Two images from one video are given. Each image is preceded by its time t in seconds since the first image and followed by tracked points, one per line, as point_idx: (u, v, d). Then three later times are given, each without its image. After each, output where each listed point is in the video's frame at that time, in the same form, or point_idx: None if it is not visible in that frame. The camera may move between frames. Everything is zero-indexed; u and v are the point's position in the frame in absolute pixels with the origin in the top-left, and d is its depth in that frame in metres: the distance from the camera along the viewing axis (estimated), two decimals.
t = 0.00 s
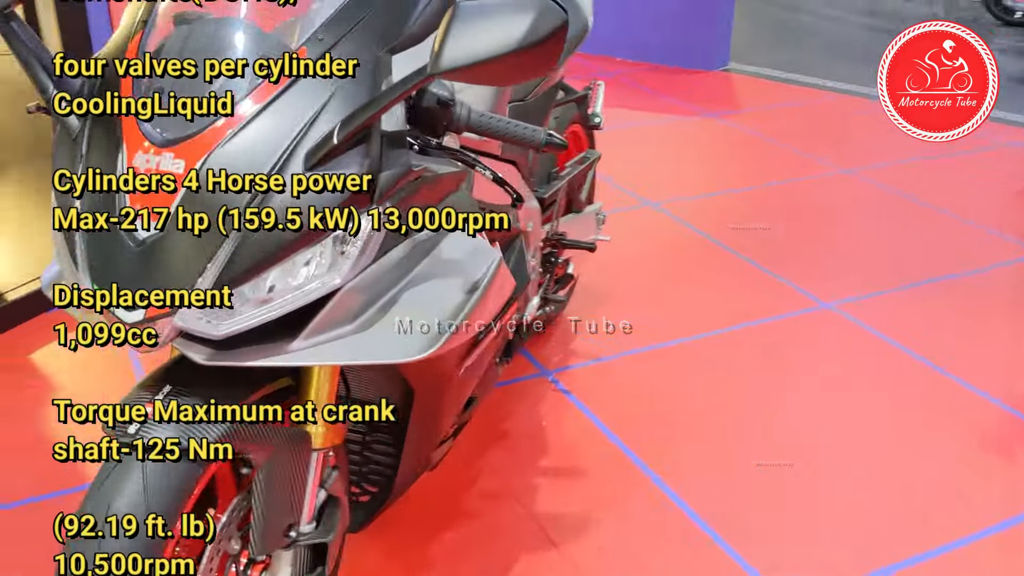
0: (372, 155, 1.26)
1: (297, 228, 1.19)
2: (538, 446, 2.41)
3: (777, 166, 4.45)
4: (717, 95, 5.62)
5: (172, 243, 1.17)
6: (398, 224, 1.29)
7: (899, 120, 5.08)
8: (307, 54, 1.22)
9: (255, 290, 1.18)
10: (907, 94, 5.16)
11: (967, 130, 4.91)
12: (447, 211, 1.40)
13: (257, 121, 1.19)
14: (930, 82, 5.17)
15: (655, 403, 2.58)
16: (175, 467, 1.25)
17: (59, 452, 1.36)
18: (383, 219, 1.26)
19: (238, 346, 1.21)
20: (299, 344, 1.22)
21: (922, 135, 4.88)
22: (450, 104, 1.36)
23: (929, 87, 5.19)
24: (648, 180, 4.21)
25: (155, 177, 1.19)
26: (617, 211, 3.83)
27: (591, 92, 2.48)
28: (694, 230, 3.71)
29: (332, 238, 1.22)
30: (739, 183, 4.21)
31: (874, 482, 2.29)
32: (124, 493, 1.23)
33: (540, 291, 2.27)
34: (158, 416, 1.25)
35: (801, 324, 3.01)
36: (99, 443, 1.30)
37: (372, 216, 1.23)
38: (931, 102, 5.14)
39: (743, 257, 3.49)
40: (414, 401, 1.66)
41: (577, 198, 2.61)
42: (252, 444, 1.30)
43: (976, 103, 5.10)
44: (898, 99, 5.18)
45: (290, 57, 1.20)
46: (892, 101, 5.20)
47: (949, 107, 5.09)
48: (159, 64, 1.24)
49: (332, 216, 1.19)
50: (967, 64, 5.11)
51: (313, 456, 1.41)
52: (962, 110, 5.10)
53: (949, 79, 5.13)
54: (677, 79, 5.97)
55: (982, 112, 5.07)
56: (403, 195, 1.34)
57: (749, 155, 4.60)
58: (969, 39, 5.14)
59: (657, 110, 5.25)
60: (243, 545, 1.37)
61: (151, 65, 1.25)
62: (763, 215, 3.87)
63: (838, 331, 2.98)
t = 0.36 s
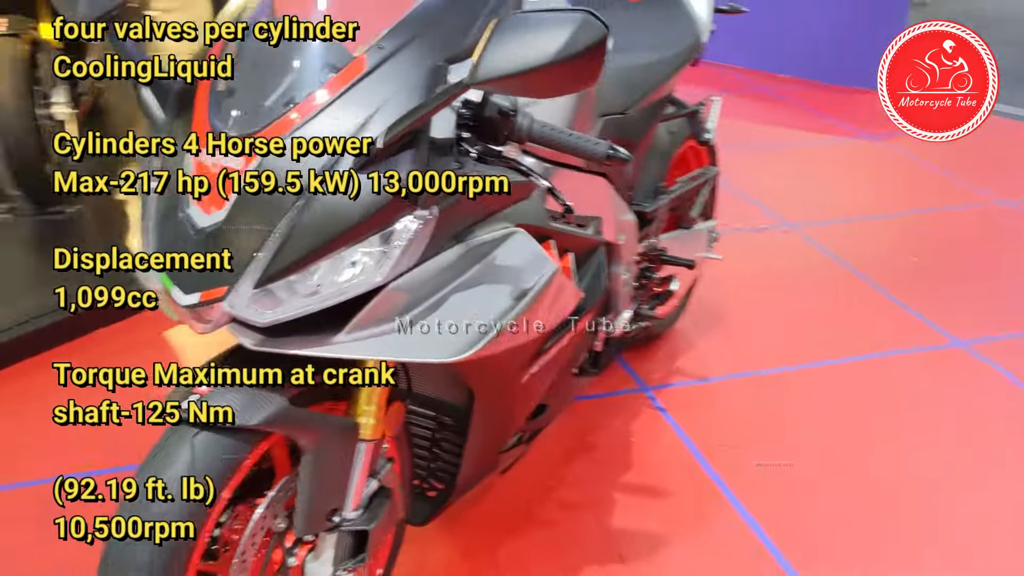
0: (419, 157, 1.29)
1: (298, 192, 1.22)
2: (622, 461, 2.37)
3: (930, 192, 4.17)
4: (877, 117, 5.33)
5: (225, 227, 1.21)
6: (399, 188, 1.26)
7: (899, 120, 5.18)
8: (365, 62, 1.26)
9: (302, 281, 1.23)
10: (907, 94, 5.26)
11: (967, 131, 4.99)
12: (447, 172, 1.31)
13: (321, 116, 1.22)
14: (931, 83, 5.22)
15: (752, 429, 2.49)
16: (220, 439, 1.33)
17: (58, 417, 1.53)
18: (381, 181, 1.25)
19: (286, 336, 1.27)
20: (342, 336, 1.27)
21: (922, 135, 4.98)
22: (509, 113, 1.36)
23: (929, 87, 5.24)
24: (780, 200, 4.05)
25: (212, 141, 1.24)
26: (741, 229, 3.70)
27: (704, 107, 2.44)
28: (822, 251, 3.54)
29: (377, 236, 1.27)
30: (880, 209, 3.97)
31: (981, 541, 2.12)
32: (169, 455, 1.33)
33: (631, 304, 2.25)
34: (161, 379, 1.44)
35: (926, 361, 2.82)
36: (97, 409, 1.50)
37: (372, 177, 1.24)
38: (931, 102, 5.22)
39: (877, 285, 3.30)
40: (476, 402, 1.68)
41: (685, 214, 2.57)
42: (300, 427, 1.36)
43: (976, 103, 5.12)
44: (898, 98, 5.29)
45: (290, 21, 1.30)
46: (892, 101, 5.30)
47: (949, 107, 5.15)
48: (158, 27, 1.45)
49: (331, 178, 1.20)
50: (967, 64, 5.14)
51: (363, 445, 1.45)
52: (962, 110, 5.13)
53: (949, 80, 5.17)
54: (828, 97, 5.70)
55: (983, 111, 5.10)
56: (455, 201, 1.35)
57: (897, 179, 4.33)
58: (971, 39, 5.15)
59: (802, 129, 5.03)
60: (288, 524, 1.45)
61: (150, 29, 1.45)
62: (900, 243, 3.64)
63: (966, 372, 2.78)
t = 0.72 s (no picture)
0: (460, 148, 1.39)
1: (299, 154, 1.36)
2: (693, 456, 2.39)
3: None
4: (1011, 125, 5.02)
5: (285, 203, 1.35)
6: (398, 152, 1.32)
7: (899, 120, 5.00)
8: (416, 60, 1.38)
9: (352, 257, 1.35)
10: (906, 94, 4.97)
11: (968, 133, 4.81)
12: (446, 138, 1.35)
13: (386, 98, 1.35)
14: (930, 83, 4.89)
15: (830, 438, 2.45)
16: (279, 397, 1.49)
17: (58, 379, 1.97)
18: (382, 145, 1.33)
19: (338, 307, 1.40)
20: (388, 309, 1.39)
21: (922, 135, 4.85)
22: (553, 111, 1.45)
23: (928, 87, 4.92)
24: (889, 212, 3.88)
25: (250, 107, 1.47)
26: (837, 241, 3.58)
27: (792, 111, 2.45)
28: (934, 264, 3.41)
29: (422, 217, 1.38)
30: (997, 224, 3.75)
31: None
32: (232, 409, 1.49)
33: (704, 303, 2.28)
34: (160, 344, 1.66)
35: None
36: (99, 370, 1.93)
37: (371, 142, 1.33)
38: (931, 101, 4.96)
39: (984, 300, 3.16)
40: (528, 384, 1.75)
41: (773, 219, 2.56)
42: (349, 391, 1.50)
43: (977, 103, 4.88)
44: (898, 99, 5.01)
45: None
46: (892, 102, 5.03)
47: (950, 107, 4.91)
48: None
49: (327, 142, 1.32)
50: (967, 64, 4.83)
51: (411, 413, 1.56)
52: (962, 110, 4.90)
53: (949, 79, 4.85)
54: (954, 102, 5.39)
55: (984, 112, 4.87)
56: (496, 188, 1.45)
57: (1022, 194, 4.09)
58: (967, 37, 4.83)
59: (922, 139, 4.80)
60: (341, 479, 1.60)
61: None
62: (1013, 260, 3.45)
63: None
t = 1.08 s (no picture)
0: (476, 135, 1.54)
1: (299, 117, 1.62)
2: (716, 438, 2.48)
3: None
4: None
5: (319, 184, 1.52)
6: (397, 116, 1.50)
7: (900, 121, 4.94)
8: (438, 57, 1.54)
9: (380, 233, 1.52)
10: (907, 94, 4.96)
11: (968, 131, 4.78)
12: (445, 103, 1.47)
13: (410, 91, 1.51)
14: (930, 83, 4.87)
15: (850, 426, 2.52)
16: (315, 359, 1.67)
17: (59, 342, 2.34)
18: (382, 110, 1.50)
19: (368, 278, 1.57)
20: (412, 282, 1.55)
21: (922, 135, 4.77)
22: (564, 102, 1.58)
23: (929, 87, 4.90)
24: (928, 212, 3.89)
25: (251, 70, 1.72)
26: (871, 239, 3.62)
27: (817, 109, 2.54)
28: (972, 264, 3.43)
29: (443, 198, 1.53)
30: None
31: None
32: (273, 370, 1.69)
33: (727, 291, 2.37)
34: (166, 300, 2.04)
35: None
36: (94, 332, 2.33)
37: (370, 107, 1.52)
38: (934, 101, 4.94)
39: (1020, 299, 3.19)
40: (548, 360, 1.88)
41: (802, 214, 2.64)
42: (378, 357, 1.66)
43: (977, 104, 4.88)
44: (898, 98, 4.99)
45: None
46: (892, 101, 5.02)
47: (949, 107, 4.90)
48: None
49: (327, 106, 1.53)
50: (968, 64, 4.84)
51: (435, 380, 1.71)
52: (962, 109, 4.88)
53: (949, 80, 4.85)
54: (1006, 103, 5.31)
55: (983, 112, 4.87)
56: (510, 173, 1.60)
57: None
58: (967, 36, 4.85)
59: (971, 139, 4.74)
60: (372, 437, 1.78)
61: None
62: None
63: None
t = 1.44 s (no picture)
0: (462, 110, 1.74)
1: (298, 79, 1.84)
2: (697, 403, 2.65)
3: None
4: None
5: (323, 155, 1.71)
6: (397, 78, 1.70)
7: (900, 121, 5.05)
8: (428, 42, 1.73)
9: (377, 199, 1.71)
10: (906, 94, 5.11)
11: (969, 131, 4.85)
12: (447, 65, 1.66)
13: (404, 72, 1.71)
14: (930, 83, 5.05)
15: (824, 393, 2.68)
16: (319, 313, 1.87)
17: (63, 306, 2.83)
18: (383, 73, 1.70)
19: (366, 240, 1.76)
20: (407, 243, 1.74)
21: (922, 135, 4.87)
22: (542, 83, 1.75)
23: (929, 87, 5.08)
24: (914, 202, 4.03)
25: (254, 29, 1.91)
26: (855, 226, 3.77)
27: (791, 97, 2.69)
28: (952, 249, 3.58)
29: (434, 166, 1.72)
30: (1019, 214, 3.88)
31: None
32: (282, 323, 1.88)
33: (705, 266, 2.54)
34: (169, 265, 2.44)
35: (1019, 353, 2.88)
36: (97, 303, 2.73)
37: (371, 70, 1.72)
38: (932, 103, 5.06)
39: (994, 280, 3.34)
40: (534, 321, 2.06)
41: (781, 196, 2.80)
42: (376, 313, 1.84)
43: (976, 103, 5.04)
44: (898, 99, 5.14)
45: None
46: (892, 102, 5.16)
47: (949, 107, 5.03)
48: None
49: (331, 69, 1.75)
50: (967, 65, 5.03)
51: (429, 334, 1.88)
52: (963, 109, 5.02)
53: (949, 80, 5.04)
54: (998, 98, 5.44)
55: (983, 112, 5.03)
56: (493, 145, 1.79)
57: None
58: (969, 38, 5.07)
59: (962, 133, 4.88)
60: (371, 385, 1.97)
61: None
62: None
63: None
